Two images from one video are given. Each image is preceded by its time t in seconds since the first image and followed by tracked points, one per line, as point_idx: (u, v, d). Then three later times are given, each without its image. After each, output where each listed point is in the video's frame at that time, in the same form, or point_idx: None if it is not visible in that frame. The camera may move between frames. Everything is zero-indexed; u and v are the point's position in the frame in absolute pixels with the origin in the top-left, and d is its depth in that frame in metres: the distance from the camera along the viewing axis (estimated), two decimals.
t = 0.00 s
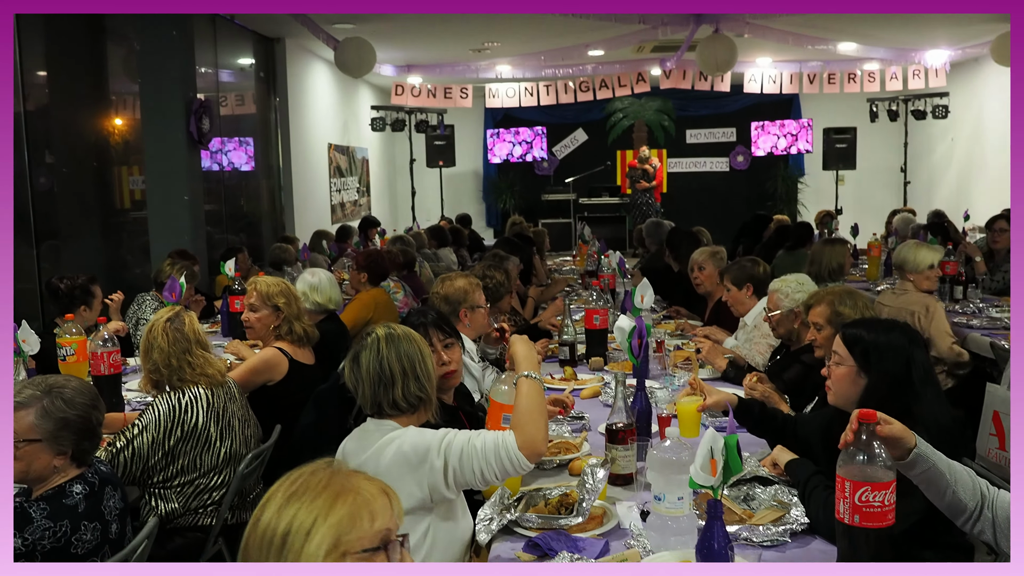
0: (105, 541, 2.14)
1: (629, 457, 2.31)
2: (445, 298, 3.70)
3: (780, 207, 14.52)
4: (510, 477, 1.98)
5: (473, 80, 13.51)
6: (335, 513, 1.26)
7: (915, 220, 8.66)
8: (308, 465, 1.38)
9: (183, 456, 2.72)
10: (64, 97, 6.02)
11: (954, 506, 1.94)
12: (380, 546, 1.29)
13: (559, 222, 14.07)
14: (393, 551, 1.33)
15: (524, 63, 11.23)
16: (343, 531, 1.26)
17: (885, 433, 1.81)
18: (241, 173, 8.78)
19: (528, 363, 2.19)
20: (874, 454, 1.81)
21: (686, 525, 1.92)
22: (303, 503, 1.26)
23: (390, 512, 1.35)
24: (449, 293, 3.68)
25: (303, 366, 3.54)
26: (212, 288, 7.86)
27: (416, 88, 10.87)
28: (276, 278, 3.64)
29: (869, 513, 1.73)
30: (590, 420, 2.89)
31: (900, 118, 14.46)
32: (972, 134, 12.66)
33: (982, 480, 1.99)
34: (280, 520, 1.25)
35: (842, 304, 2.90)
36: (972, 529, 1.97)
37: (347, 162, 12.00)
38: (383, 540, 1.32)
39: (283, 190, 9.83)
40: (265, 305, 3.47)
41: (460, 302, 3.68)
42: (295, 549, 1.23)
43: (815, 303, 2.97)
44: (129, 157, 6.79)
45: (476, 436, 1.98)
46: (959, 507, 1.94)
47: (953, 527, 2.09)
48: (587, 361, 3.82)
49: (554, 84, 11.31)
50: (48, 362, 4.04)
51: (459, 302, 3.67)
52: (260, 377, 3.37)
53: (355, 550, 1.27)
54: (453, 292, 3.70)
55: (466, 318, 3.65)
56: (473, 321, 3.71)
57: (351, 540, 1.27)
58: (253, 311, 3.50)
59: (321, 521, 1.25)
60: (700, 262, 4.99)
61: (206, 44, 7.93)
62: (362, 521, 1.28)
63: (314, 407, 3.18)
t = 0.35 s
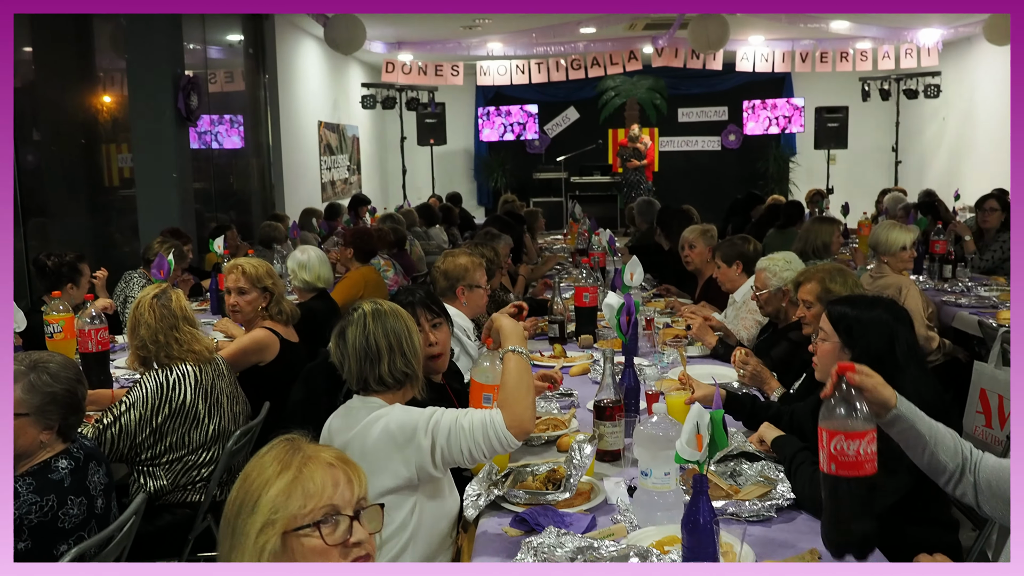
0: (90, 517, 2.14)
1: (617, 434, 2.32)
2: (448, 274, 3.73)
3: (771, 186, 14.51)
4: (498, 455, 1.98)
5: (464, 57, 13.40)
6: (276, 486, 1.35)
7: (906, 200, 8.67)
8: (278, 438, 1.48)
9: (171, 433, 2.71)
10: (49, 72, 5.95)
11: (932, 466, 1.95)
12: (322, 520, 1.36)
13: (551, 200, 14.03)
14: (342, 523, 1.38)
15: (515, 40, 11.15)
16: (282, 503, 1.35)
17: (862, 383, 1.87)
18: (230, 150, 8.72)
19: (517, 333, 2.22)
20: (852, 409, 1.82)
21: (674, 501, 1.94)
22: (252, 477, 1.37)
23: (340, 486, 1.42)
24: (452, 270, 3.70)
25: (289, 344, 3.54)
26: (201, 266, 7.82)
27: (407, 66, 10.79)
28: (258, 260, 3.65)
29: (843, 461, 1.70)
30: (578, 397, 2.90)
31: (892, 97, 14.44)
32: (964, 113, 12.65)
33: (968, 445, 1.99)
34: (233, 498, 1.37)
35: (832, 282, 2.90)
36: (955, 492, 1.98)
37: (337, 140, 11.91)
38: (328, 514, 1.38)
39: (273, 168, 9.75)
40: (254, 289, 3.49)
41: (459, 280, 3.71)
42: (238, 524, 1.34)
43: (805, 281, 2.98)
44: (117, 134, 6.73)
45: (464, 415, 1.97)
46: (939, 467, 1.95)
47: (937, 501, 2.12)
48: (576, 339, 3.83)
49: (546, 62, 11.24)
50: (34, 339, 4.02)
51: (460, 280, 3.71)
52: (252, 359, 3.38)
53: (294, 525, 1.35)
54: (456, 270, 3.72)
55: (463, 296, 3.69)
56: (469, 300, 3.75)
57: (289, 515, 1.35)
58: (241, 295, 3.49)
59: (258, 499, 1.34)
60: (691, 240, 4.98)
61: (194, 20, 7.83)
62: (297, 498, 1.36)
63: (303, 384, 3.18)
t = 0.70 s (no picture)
0: (82, 485, 2.14)
1: (606, 403, 2.32)
2: (443, 244, 3.77)
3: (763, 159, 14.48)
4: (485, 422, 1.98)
5: (455, 27, 13.26)
6: (263, 457, 1.35)
7: (897, 172, 8.67)
8: (268, 407, 1.47)
9: (162, 404, 2.71)
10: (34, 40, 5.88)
11: (888, 428, 1.89)
12: (309, 491, 1.36)
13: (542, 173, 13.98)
14: (329, 494, 1.38)
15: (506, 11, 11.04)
16: (269, 474, 1.34)
17: (793, 352, 1.86)
18: (220, 122, 8.65)
19: (491, 295, 2.21)
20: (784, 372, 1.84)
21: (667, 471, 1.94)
22: (241, 451, 1.37)
23: (328, 457, 1.40)
24: (446, 241, 3.74)
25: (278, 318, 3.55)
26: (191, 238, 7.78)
27: (397, 36, 10.68)
28: (242, 235, 3.59)
29: (760, 421, 1.74)
30: (569, 367, 2.90)
31: (885, 69, 14.40)
32: (956, 86, 12.63)
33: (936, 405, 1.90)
34: (221, 469, 1.37)
35: (815, 255, 2.91)
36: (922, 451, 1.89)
37: (327, 111, 11.82)
38: (315, 484, 1.37)
39: (263, 139, 9.65)
40: (240, 267, 3.44)
41: (455, 251, 3.76)
42: (225, 496, 1.34)
43: (792, 253, 2.99)
44: (105, 106, 6.67)
45: (451, 384, 1.97)
46: (893, 428, 1.89)
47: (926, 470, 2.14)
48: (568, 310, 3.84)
49: (537, 33, 11.14)
50: (24, 311, 4.00)
51: (455, 251, 3.75)
52: (245, 338, 3.40)
53: (281, 496, 1.35)
54: (452, 239, 3.75)
55: (460, 268, 3.73)
56: (464, 272, 3.82)
57: (276, 486, 1.35)
58: (226, 274, 3.43)
59: (245, 471, 1.34)
60: (681, 212, 4.98)
61: None
62: (282, 469, 1.35)
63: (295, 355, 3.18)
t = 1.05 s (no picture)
0: (73, 457, 2.14)
1: (598, 375, 2.33)
2: (438, 218, 3.79)
3: (757, 134, 14.44)
4: (475, 393, 1.99)
5: None
6: (256, 422, 1.35)
7: (888, 147, 8.68)
8: (259, 375, 1.47)
9: (153, 375, 2.71)
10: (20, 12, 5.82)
11: (837, 401, 1.93)
12: (302, 455, 1.36)
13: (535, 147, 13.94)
14: (322, 459, 1.38)
15: None
16: (262, 439, 1.34)
17: (738, 326, 1.94)
18: (210, 95, 8.58)
19: (477, 266, 2.21)
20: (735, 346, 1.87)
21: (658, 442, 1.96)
22: (229, 420, 1.36)
23: (321, 422, 1.41)
24: (441, 214, 3.76)
25: (270, 292, 3.54)
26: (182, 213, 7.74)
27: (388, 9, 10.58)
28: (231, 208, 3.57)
29: (709, 391, 1.79)
30: (560, 340, 2.91)
31: (878, 43, 14.35)
32: (949, 60, 12.61)
33: (891, 380, 1.93)
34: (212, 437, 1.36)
35: (803, 230, 2.93)
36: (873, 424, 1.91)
37: (318, 85, 11.73)
38: (308, 448, 1.38)
39: (253, 113, 9.53)
40: (229, 240, 3.42)
41: (451, 225, 3.78)
42: (217, 463, 1.33)
43: (781, 228, 3.00)
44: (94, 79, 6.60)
45: (441, 355, 1.97)
46: (842, 401, 1.92)
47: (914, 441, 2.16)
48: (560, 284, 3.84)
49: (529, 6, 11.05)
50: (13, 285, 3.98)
51: (450, 224, 3.77)
52: (234, 309, 3.39)
53: (275, 461, 1.35)
54: (447, 213, 3.77)
55: (453, 242, 3.75)
56: (460, 245, 3.82)
57: (270, 451, 1.35)
58: (217, 247, 3.43)
59: (237, 438, 1.34)
60: (672, 185, 4.99)
61: None
62: (277, 434, 1.35)
63: (287, 329, 3.17)
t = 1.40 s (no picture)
0: (51, 443, 2.13)
1: (583, 359, 2.33)
2: (426, 201, 3.78)
3: (743, 119, 14.45)
4: (461, 376, 1.98)
5: None
6: (237, 396, 1.35)
7: (873, 131, 8.71)
8: (229, 357, 1.46)
9: (137, 357, 2.69)
10: None
11: (803, 382, 1.96)
12: (289, 417, 1.37)
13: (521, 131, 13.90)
14: (308, 420, 1.40)
15: None
16: (246, 409, 1.34)
17: (704, 307, 2.00)
18: (193, 79, 8.51)
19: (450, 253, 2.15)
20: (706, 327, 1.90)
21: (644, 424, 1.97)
22: (206, 401, 1.35)
23: (300, 389, 1.43)
24: (428, 198, 3.75)
25: (253, 275, 3.53)
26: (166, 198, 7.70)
27: None
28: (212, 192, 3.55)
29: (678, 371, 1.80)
30: (545, 324, 2.91)
31: (865, 28, 14.37)
32: (935, 45, 12.65)
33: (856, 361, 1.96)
34: (188, 421, 1.34)
35: (783, 216, 2.93)
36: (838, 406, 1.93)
37: (303, 68, 11.64)
38: (292, 411, 1.39)
39: (237, 97, 9.42)
40: (215, 219, 3.46)
41: (438, 209, 3.77)
42: (200, 442, 1.31)
43: (762, 215, 3.01)
44: (75, 63, 6.54)
45: (426, 339, 1.96)
46: (806, 383, 1.95)
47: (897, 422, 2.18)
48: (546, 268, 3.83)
49: None
50: None
51: (437, 208, 3.76)
52: (218, 290, 3.37)
53: (263, 428, 1.35)
54: (434, 197, 3.77)
55: (441, 226, 3.75)
56: (448, 229, 3.82)
57: (257, 417, 1.35)
58: (198, 227, 3.45)
59: (221, 411, 1.33)
60: (658, 169, 4.99)
61: None
62: (263, 400, 1.36)
63: (271, 312, 3.16)
